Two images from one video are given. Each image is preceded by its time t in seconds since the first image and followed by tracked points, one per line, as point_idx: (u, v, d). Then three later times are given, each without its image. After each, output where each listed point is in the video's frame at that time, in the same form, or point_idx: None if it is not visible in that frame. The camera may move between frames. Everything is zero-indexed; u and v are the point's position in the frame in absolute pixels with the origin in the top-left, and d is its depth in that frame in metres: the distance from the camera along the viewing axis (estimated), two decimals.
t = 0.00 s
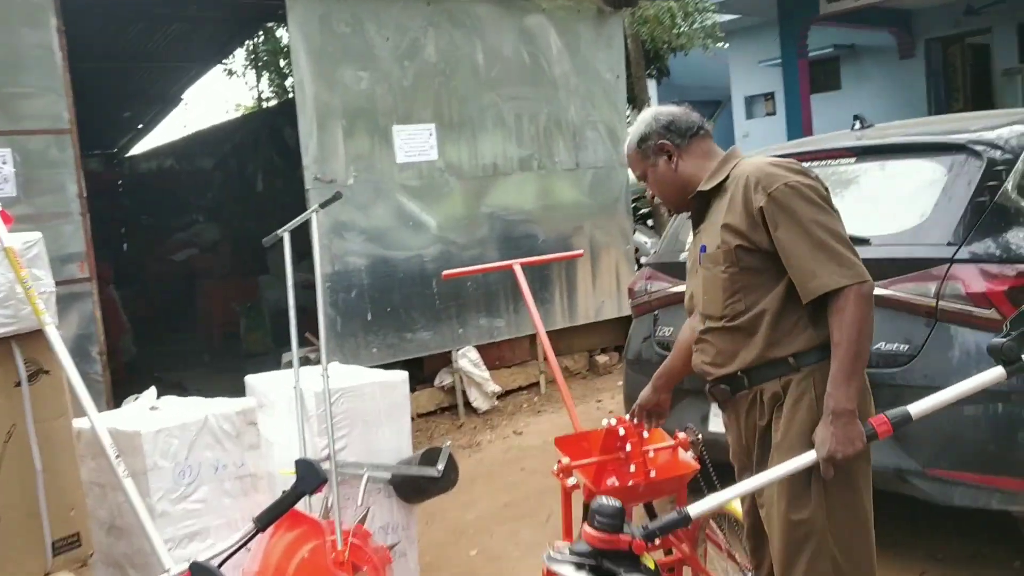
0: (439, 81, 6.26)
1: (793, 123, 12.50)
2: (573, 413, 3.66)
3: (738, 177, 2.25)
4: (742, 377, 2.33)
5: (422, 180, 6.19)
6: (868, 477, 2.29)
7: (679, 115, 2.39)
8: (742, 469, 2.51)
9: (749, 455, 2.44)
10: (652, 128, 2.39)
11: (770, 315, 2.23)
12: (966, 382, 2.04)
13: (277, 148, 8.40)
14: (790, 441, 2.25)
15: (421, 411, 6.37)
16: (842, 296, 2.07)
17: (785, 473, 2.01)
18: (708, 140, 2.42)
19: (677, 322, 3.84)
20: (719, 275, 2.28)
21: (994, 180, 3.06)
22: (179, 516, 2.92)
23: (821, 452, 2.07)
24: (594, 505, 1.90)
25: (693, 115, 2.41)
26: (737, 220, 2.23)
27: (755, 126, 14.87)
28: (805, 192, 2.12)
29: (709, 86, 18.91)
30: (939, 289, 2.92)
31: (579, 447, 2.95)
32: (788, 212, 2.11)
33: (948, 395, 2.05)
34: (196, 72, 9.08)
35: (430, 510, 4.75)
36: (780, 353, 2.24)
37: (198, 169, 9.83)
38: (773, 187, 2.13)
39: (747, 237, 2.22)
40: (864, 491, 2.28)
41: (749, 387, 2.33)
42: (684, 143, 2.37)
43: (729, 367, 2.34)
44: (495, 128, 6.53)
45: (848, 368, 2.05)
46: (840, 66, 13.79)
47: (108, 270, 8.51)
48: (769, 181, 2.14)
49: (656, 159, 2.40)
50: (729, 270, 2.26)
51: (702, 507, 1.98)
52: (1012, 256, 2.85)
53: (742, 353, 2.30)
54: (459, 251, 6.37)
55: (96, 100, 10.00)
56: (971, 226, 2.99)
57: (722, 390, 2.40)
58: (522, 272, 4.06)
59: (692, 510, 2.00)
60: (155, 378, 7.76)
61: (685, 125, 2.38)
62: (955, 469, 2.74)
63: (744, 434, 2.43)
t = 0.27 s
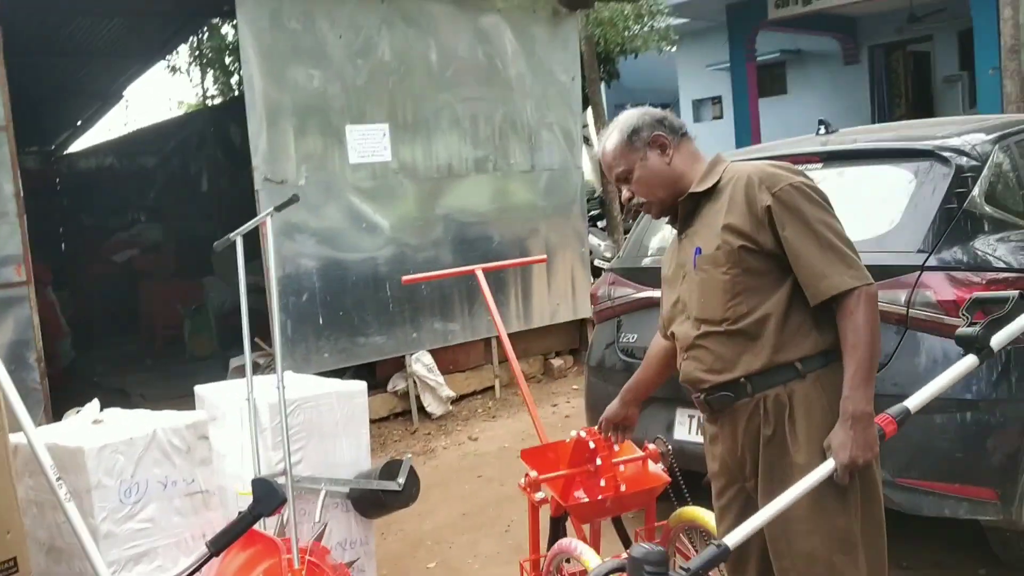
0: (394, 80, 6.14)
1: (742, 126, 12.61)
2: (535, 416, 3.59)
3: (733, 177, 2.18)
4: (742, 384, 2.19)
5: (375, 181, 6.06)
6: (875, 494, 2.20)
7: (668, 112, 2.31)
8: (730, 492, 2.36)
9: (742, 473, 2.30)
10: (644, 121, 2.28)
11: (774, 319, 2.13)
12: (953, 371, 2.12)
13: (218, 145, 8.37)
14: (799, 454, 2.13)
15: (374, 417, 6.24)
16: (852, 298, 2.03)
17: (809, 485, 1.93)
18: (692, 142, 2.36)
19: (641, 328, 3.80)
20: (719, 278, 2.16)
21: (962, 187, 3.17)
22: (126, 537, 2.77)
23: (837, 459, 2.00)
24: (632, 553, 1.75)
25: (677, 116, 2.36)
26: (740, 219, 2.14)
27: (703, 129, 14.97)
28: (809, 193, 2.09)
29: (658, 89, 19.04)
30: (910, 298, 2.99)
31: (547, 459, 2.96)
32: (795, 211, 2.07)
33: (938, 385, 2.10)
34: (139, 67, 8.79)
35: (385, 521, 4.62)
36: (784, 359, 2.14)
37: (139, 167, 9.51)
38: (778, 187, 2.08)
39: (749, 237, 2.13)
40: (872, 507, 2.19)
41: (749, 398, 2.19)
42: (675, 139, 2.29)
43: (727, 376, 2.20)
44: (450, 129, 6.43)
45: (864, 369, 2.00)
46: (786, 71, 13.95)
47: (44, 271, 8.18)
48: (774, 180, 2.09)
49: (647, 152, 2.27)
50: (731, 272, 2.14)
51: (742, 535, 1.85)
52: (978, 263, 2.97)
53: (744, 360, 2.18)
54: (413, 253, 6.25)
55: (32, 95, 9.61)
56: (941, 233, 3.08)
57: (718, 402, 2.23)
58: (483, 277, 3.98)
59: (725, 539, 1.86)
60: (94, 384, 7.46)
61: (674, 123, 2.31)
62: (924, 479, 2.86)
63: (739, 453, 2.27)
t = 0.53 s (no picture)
0: (360, 79, 6.02)
1: (706, 134, 12.66)
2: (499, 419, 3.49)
3: (723, 184, 2.13)
4: (729, 397, 2.12)
5: (339, 182, 5.94)
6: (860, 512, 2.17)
7: (651, 117, 2.24)
8: (710, 507, 2.30)
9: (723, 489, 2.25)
10: (624, 127, 2.22)
11: (763, 332, 2.08)
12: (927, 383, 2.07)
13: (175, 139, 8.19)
14: (787, 472, 2.08)
15: (334, 423, 6.11)
16: (842, 312, 1.99)
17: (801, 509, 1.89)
18: (676, 148, 2.29)
19: (610, 337, 3.75)
20: (709, 288, 2.10)
21: (936, 201, 3.18)
22: (71, 551, 2.63)
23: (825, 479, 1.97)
24: None
25: (661, 120, 2.29)
26: (730, 229, 2.08)
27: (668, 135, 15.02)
28: (800, 204, 2.05)
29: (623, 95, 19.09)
30: (884, 312, 2.98)
31: (514, 473, 2.91)
32: (787, 222, 2.02)
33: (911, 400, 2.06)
34: (96, 59, 8.55)
35: (344, 531, 4.51)
36: (773, 373, 2.09)
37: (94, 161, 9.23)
38: (770, 197, 2.04)
39: (740, 247, 2.08)
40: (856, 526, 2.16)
41: (736, 412, 2.13)
42: (658, 146, 2.23)
43: (715, 389, 2.13)
44: (416, 130, 6.34)
45: (856, 387, 1.96)
46: (751, 79, 14.04)
47: None
48: (766, 189, 2.05)
49: (629, 160, 2.21)
50: (720, 282, 2.08)
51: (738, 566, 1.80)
52: (950, 278, 2.99)
53: (732, 373, 2.11)
54: (376, 256, 6.13)
55: None
56: (915, 249, 3.08)
57: (703, 415, 2.16)
58: (450, 282, 3.89)
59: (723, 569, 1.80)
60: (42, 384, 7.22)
61: (657, 129, 2.25)
62: (895, 496, 2.90)
63: (722, 469, 2.21)
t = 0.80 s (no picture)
0: (344, 61, 5.95)
1: (691, 125, 12.65)
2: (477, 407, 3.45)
3: (707, 177, 2.11)
4: (706, 392, 2.12)
5: (321, 164, 5.88)
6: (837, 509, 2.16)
7: (635, 112, 2.21)
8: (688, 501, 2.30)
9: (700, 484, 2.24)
10: (607, 125, 2.19)
11: (744, 328, 2.07)
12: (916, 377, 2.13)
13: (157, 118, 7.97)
14: (764, 469, 2.08)
15: (311, 407, 6.06)
16: (824, 307, 1.96)
17: (776, 505, 1.88)
18: (664, 142, 2.25)
19: (590, 328, 3.73)
20: (690, 282, 2.08)
21: (920, 199, 3.18)
22: (39, 536, 2.59)
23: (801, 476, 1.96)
24: None
25: (647, 114, 2.26)
26: (712, 223, 2.06)
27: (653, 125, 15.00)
28: (785, 198, 2.02)
29: (609, 83, 19.04)
30: (865, 309, 2.98)
31: (491, 465, 2.89)
32: (769, 217, 2.00)
33: (896, 398, 2.09)
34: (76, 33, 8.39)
35: (318, 517, 4.48)
36: (753, 369, 2.08)
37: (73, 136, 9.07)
38: (753, 190, 2.01)
39: (722, 242, 2.06)
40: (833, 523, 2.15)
41: (714, 407, 2.12)
42: (642, 142, 2.20)
43: (693, 384, 2.12)
44: (400, 114, 6.27)
45: (835, 384, 1.95)
46: (736, 71, 14.03)
47: None
48: (750, 183, 2.02)
49: (612, 159, 2.20)
50: (702, 276, 2.07)
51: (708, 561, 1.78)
52: (931, 277, 3.00)
53: (711, 368, 2.10)
54: (357, 240, 6.08)
55: None
56: (898, 246, 3.07)
57: (681, 410, 2.16)
58: (431, 269, 3.85)
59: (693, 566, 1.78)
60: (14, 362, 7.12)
61: (642, 123, 2.21)
62: (871, 493, 2.92)
63: (699, 464, 2.20)
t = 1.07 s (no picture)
0: (345, 26, 5.88)
1: (694, 100, 12.56)
2: (469, 377, 3.41)
3: (702, 150, 2.06)
4: (686, 366, 2.11)
5: (319, 130, 5.83)
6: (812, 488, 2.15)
7: (636, 81, 2.17)
8: (664, 471, 2.30)
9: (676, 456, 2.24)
10: (607, 94, 2.16)
11: (726, 303, 2.05)
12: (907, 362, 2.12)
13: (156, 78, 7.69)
14: (736, 444, 2.07)
15: (304, 373, 6.07)
16: (807, 288, 1.95)
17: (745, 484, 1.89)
18: (665, 111, 2.22)
19: (585, 301, 3.73)
20: (675, 256, 2.07)
21: (921, 178, 3.16)
22: (28, 495, 2.59)
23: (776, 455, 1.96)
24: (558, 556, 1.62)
25: (648, 83, 2.22)
26: (701, 197, 2.03)
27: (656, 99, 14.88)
28: (777, 174, 1.98)
29: (612, 55, 18.86)
30: (861, 287, 2.96)
31: (483, 434, 2.90)
32: (758, 194, 1.96)
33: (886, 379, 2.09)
34: None
35: (310, 483, 4.50)
36: (732, 344, 2.06)
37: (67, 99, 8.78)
38: (744, 165, 1.97)
39: (709, 216, 2.03)
40: (806, 501, 2.15)
41: (690, 381, 2.12)
42: (641, 111, 2.17)
43: (671, 356, 2.12)
44: (400, 81, 6.21)
45: (811, 365, 1.94)
46: (741, 47, 13.89)
47: None
48: (741, 159, 1.98)
49: (609, 128, 2.17)
50: (687, 250, 2.05)
51: (675, 533, 1.81)
52: (929, 256, 2.99)
53: (691, 342, 2.09)
54: (354, 207, 6.04)
55: None
56: (896, 226, 3.05)
57: (658, 381, 2.15)
58: (427, 237, 3.82)
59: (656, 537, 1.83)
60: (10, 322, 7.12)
61: (643, 93, 2.18)
62: (861, 472, 2.92)
63: (675, 435, 2.20)
